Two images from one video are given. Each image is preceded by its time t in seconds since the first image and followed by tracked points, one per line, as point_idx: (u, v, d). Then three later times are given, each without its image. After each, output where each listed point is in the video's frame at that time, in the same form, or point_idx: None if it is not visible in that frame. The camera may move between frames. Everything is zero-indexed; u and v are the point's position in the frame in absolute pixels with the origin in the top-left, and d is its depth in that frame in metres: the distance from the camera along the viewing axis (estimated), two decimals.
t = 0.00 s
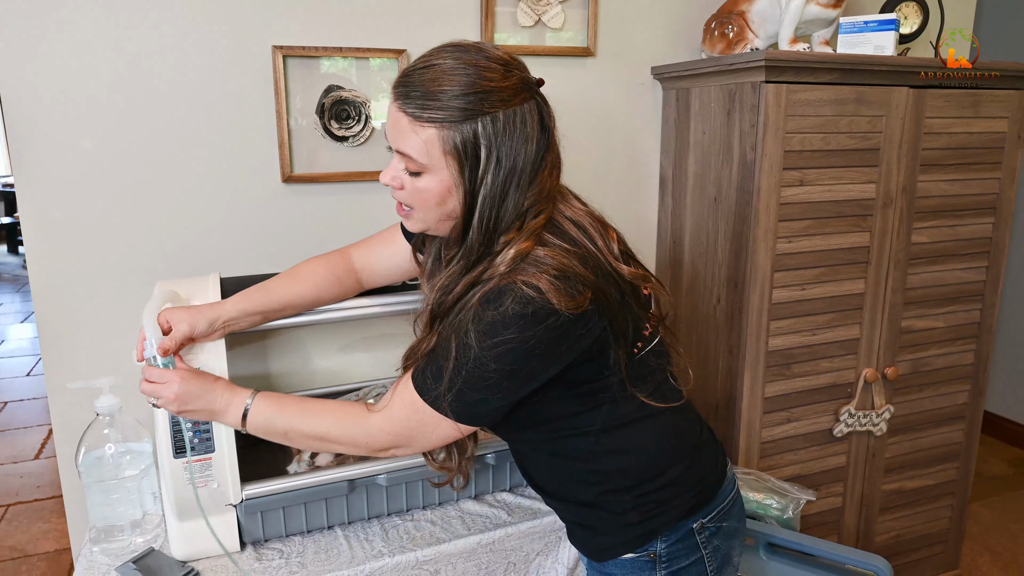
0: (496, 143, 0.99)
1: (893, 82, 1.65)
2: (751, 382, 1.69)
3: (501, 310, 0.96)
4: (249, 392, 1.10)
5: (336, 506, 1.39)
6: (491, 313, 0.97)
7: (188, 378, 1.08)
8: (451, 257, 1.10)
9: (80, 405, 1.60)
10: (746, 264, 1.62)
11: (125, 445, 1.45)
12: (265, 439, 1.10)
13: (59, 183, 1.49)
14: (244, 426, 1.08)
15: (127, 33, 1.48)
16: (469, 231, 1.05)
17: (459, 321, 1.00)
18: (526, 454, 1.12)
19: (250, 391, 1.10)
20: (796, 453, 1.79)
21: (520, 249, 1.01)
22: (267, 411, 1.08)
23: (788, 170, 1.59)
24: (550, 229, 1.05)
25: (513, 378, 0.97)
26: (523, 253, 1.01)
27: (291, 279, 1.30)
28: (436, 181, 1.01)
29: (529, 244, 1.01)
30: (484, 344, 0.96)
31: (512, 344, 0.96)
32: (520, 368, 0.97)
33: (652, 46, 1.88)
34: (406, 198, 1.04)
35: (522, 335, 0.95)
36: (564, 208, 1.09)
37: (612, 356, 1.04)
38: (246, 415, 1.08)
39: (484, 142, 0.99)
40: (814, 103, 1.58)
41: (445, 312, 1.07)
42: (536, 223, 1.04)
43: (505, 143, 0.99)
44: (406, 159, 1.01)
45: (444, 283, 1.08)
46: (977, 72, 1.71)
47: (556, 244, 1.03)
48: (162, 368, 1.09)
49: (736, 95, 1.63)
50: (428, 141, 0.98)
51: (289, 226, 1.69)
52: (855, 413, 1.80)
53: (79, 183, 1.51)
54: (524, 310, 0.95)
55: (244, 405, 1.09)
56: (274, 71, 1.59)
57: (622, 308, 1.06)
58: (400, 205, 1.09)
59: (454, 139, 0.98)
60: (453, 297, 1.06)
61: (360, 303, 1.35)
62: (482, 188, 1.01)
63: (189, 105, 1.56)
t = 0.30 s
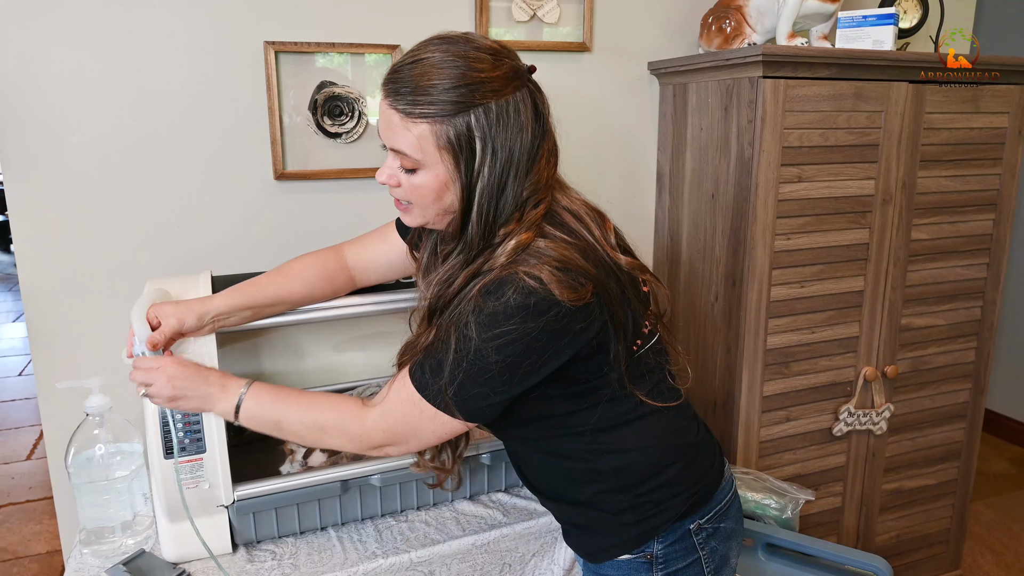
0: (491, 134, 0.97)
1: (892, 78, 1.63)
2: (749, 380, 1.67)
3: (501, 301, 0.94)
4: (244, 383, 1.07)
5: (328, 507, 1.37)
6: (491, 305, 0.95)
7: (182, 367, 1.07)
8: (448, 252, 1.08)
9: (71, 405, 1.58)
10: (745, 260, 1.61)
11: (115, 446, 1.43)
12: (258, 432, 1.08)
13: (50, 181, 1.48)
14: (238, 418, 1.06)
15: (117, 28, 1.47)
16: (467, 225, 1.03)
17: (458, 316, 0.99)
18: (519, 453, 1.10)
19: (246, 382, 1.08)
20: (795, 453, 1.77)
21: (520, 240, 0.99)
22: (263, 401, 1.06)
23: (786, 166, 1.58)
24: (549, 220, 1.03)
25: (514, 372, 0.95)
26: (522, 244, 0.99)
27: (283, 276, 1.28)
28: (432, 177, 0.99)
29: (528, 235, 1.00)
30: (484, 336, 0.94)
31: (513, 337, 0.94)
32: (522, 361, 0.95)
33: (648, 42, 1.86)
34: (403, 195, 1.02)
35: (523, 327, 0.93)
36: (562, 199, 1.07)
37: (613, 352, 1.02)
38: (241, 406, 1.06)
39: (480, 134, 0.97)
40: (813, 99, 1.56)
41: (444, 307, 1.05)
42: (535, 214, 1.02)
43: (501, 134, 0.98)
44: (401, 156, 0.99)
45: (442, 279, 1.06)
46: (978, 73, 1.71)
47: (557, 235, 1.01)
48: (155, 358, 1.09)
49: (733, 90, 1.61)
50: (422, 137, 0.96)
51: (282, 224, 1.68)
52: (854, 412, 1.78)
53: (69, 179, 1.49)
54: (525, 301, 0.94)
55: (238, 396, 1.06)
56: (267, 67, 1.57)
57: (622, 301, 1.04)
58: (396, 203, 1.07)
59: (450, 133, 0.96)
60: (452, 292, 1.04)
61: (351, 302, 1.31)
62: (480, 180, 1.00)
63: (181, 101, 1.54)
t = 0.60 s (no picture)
0: (495, 134, 0.97)
1: (890, 75, 1.62)
2: (748, 379, 1.66)
3: (502, 300, 0.94)
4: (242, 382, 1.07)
5: (326, 507, 1.36)
6: (491, 303, 0.95)
7: (191, 363, 1.05)
8: (449, 250, 1.08)
9: (68, 406, 1.58)
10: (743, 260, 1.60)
11: (112, 446, 1.41)
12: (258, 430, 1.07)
13: (49, 180, 1.48)
14: (237, 417, 1.05)
15: (115, 28, 1.46)
16: (468, 224, 1.03)
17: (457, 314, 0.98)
18: (519, 452, 1.09)
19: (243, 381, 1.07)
20: (794, 452, 1.77)
21: (521, 239, 0.99)
22: (262, 399, 1.05)
23: (784, 165, 1.57)
24: (551, 218, 1.03)
25: (514, 371, 0.95)
26: (524, 243, 0.99)
27: (281, 275, 1.28)
28: (436, 178, 0.98)
29: (530, 234, 0.99)
30: (484, 334, 0.94)
31: (513, 335, 0.93)
32: (521, 360, 0.94)
33: (646, 40, 1.86)
34: (405, 195, 1.02)
35: (522, 327, 0.93)
36: (563, 198, 1.07)
37: (612, 352, 1.02)
38: (239, 404, 1.05)
39: (484, 134, 0.97)
40: (810, 96, 1.56)
41: (444, 305, 1.05)
42: (536, 213, 1.02)
43: (505, 134, 0.98)
44: (405, 156, 0.98)
45: (442, 277, 1.06)
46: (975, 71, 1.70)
47: (557, 234, 1.01)
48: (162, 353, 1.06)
49: (731, 88, 1.60)
50: (427, 138, 0.96)
51: (279, 224, 1.67)
52: (853, 411, 1.78)
53: (65, 178, 1.49)
54: (525, 300, 0.93)
55: (237, 394, 1.06)
56: (264, 67, 1.57)
57: (622, 300, 1.04)
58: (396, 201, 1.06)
59: (455, 134, 0.96)
60: (452, 291, 1.03)
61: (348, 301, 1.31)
62: (482, 179, 0.99)
63: (179, 100, 1.54)
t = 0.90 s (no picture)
0: (497, 131, 0.95)
1: (891, 70, 1.61)
2: (748, 377, 1.65)
3: (503, 299, 0.93)
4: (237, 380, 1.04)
5: (322, 507, 1.35)
6: (492, 302, 0.93)
7: (175, 362, 1.03)
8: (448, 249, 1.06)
9: (62, 406, 1.57)
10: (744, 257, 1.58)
11: (108, 446, 1.40)
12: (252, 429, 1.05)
13: (46, 179, 1.47)
14: (230, 416, 1.03)
15: (109, 26, 1.45)
16: (469, 222, 1.01)
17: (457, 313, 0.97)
18: (518, 452, 1.08)
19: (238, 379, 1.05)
20: (795, 451, 1.75)
21: (521, 237, 0.98)
22: (256, 399, 1.03)
23: (785, 161, 1.56)
24: (552, 217, 1.01)
25: (514, 370, 0.93)
26: (525, 241, 0.97)
27: (276, 273, 1.26)
28: (437, 175, 0.97)
29: (531, 232, 0.98)
30: (484, 334, 0.92)
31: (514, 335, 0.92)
32: (521, 360, 0.93)
33: (645, 36, 1.84)
34: (404, 193, 1.00)
35: (523, 326, 0.91)
36: (563, 196, 1.05)
37: (613, 351, 1.01)
38: (233, 403, 1.03)
39: (485, 132, 0.95)
40: (811, 91, 1.54)
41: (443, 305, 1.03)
42: (537, 211, 1.00)
43: (506, 132, 0.96)
44: (405, 154, 0.97)
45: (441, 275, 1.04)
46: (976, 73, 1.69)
47: (558, 232, 0.99)
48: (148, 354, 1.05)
49: (730, 83, 1.59)
50: (427, 135, 0.94)
51: (274, 222, 1.66)
52: (855, 409, 1.76)
53: (59, 176, 1.48)
54: (526, 299, 0.92)
55: (231, 393, 1.03)
56: (259, 63, 1.56)
57: (623, 299, 1.03)
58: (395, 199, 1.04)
59: (456, 132, 0.94)
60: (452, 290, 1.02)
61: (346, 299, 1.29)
62: (483, 176, 0.98)
63: (173, 97, 1.52)
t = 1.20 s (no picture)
0: (494, 129, 0.93)
1: (897, 65, 1.59)
2: (751, 376, 1.63)
3: (500, 300, 0.91)
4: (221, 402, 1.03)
5: (321, 508, 1.32)
6: (489, 303, 0.91)
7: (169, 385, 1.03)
8: (444, 247, 1.04)
9: (58, 405, 1.55)
10: (748, 255, 1.57)
11: (104, 446, 1.36)
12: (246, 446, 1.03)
13: (43, 177, 1.45)
14: (223, 436, 1.01)
15: (105, 23, 1.44)
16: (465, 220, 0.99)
17: (454, 314, 0.95)
18: (518, 452, 1.06)
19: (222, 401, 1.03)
20: (799, 450, 1.73)
21: (519, 236, 0.96)
22: (244, 419, 1.01)
23: (789, 157, 1.54)
24: (550, 216, 0.99)
25: (511, 372, 0.92)
26: (522, 241, 0.95)
27: (274, 270, 1.24)
28: (433, 171, 0.95)
29: (529, 232, 0.96)
30: (481, 335, 0.91)
31: (511, 336, 0.90)
32: (519, 361, 0.91)
33: (647, 32, 1.82)
34: (400, 187, 0.98)
35: (520, 326, 0.90)
36: (563, 195, 1.03)
37: (612, 351, 0.99)
38: (223, 425, 1.01)
39: (483, 129, 0.93)
40: (816, 87, 1.52)
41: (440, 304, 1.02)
42: (536, 210, 0.98)
43: (504, 129, 0.94)
44: (401, 149, 0.95)
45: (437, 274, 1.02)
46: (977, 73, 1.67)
47: (556, 231, 0.97)
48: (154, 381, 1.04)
49: (734, 78, 1.57)
50: (424, 130, 0.92)
51: (271, 222, 1.64)
52: (860, 408, 1.74)
53: (54, 173, 1.46)
54: (523, 300, 0.90)
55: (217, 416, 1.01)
56: (256, 59, 1.54)
57: (623, 300, 1.00)
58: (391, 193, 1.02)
59: (453, 128, 0.92)
60: (449, 289, 1.00)
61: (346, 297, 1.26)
62: (480, 174, 0.96)
63: (170, 92, 1.51)
